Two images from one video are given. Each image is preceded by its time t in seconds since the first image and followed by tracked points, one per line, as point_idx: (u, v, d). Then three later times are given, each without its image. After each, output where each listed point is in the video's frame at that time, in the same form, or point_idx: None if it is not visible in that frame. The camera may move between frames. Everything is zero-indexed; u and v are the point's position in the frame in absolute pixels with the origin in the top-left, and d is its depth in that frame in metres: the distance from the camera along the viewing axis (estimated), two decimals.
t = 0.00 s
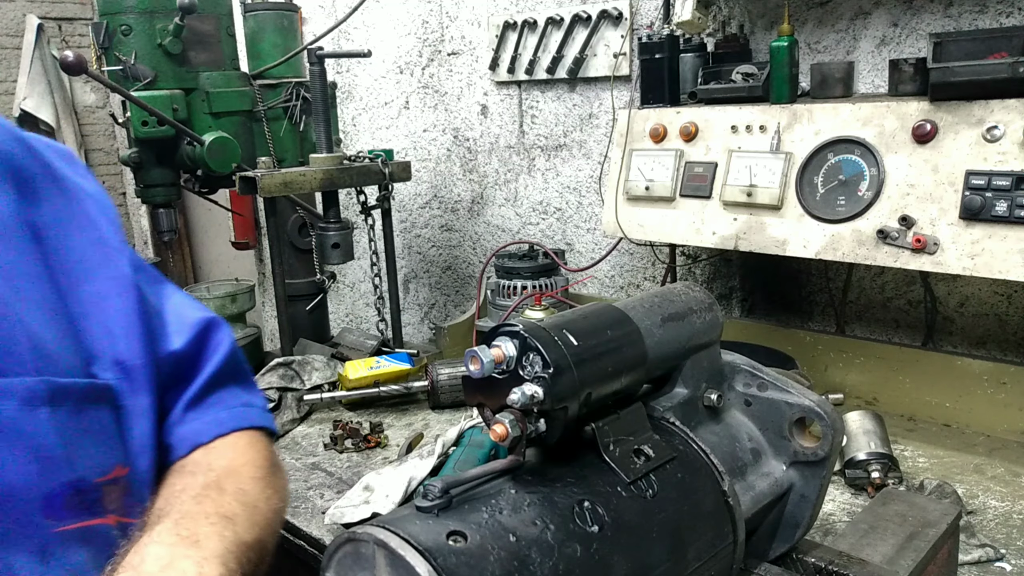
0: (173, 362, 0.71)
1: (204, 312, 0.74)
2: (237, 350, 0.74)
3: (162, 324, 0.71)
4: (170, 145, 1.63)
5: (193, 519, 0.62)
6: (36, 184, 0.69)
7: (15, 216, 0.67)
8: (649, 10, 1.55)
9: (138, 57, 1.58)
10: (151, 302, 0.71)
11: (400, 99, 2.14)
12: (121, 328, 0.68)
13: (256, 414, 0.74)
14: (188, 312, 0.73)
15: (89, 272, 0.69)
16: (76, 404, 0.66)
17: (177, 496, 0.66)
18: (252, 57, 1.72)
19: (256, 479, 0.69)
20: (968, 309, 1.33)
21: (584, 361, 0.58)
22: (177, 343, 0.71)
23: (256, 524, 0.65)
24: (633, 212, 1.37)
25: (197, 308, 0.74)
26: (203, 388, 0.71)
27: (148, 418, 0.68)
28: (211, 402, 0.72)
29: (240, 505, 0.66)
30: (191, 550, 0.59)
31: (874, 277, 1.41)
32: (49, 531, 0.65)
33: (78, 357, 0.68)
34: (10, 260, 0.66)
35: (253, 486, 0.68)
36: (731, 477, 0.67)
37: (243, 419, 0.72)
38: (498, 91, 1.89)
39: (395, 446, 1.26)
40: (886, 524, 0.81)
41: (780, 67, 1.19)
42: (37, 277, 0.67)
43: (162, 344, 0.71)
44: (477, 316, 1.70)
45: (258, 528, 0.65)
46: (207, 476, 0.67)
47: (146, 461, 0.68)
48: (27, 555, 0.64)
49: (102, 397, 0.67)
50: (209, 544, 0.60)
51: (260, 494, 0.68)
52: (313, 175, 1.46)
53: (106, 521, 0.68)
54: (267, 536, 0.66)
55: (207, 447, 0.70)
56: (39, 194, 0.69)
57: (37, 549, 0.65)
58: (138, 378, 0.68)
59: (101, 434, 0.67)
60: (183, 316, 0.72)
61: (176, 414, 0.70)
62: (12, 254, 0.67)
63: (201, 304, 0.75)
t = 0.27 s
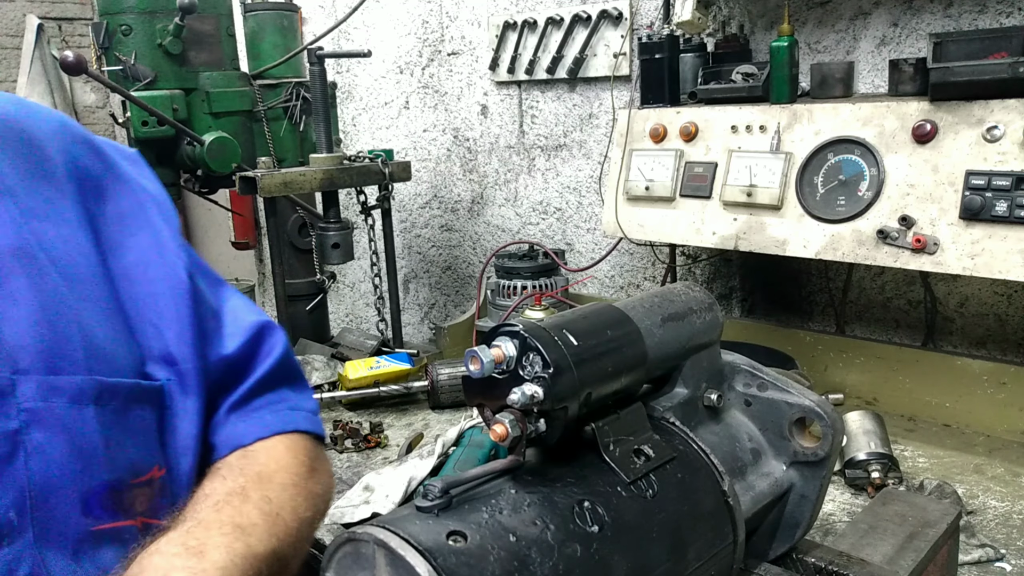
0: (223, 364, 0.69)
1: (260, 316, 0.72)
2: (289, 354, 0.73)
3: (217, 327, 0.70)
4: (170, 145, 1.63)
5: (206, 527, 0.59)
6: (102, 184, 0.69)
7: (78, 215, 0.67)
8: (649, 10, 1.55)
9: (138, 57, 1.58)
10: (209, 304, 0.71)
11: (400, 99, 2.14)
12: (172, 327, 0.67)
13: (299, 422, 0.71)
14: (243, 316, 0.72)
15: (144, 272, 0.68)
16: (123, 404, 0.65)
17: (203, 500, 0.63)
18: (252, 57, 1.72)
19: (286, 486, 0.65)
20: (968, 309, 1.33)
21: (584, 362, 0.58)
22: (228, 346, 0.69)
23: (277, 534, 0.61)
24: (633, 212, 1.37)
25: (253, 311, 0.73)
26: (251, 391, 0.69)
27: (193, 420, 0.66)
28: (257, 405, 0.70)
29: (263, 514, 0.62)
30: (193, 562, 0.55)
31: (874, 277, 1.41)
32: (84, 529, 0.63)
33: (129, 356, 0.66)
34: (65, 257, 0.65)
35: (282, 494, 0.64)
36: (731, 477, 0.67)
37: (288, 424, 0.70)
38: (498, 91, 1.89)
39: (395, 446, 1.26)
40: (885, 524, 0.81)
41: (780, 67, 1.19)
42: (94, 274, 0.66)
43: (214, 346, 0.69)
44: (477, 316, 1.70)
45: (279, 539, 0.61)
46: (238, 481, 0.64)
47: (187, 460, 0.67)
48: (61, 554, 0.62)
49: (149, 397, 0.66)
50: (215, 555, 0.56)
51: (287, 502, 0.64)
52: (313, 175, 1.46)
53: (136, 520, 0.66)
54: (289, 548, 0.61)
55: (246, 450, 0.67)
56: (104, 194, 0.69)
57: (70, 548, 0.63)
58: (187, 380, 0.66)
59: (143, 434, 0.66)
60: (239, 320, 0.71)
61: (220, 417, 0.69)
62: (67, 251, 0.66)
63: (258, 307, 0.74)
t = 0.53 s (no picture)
0: (242, 361, 0.65)
1: (290, 308, 0.68)
2: (317, 349, 0.68)
3: (240, 320, 0.66)
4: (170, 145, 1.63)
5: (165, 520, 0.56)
6: (134, 172, 0.67)
7: (108, 206, 0.64)
8: (649, 10, 1.55)
9: (138, 57, 1.58)
10: (237, 297, 0.67)
11: (400, 99, 2.14)
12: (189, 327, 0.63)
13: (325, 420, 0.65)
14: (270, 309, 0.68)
15: (166, 263, 0.64)
16: (135, 402, 0.62)
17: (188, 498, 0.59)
18: (252, 57, 1.72)
19: (279, 485, 0.59)
20: (968, 309, 1.33)
21: (584, 362, 0.58)
22: (250, 340, 0.65)
23: (247, 538, 0.56)
24: (633, 212, 1.37)
25: (283, 303, 0.68)
26: (272, 389, 0.64)
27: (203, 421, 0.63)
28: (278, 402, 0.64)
29: (234, 514, 0.57)
30: (132, 559, 0.52)
31: (874, 277, 1.41)
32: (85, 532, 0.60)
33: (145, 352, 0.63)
34: (83, 246, 0.62)
35: (270, 494, 0.58)
36: (731, 477, 0.67)
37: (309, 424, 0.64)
38: (498, 92, 1.89)
39: (395, 446, 1.26)
40: (885, 524, 0.81)
41: (780, 67, 1.19)
42: (115, 266, 0.63)
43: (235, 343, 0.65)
44: (477, 316, 1.69)
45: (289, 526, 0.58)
46: (227, 480, 0.59)
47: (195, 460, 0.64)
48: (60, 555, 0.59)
49: (161, 395, 0.63)
50: (152, 555, 0.53)
51: (274, 504, 0.58)
52: (313, 175, 1.46)
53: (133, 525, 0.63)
54: (261, 553, 0.56)
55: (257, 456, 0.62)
56: (136, 183, 0.66)
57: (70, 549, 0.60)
58: (198, 378, 0.63)
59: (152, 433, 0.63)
60: (267, 314, 0.67)
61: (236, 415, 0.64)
62: (87, 239, 0.62)
63: (291, 300, 0.70)
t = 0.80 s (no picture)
0: (243, 372, 0.70)
1: (292, 324, 0.74)
2: (315, 364, 0.73)
3: (242, 333, 0.71)
4: (170, 146, 1.63)
5: (174, 534, 0.58)
6: (148, 192, 0.72)
7: (121, 220, 0.69)
8: (649, 10, 1.55)
9: (138, 57, 1.58)
10: (240, 309, 0.72)
11: (400, 99, 2.14)
12: (193, 336, 0.68)
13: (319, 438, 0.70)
14: (272, 325, 0.73)
15: (172, 277, 0.69)
16: (137, 404, 0.65)
17: (192, 505, 0.62)
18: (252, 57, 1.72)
19: (283, 504, 0.63)
20: (968, 309, 1.33)
21: (584, 362, 0.58)
22: (252, 353, 0.70)
23: (257, 554, 0.59)
24: (633, 212, 1.37)
25: (284, 319, 0.74)
26: (271, 400, 0.69)
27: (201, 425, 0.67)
28: (278, 414, 0.69)
29: (244, 531, 0.60)
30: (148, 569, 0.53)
31: (874, 277, 1.42)
32: (82, 527, 0.62)
33: (148, 357, 0.68)
34: (93, 256, 0.67)
35: (275, 512, 0.63)
36: (731, 477, 0.67)
37: (303, 436, 0.69)
38: (498, 92, 1.89)
39: (395, 446, 1.26)
40: (886, 524, 0.81)
41: (781, 67, 1.19)
42: (122, 277, 0.68)
43: (237, 354, 0.70)
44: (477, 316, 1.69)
45: (280, 541, 0.61)
46: (234, 495, 0.63)
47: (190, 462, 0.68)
48: (55, 548, 0.62)
49: (163, 399, 0.67)
50: (169, 566, 0.54)
51: (279, 522, 0.62)
52: (313, 175, 1.46)
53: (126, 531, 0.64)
54: (267, 570, 0.59)
55: (251, 465, 0.67)
56: (148, 200, 0.72)
57: (66, 543, 0.62)
58: (200, 384, 0.67)
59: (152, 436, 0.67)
60: (269, 328, 0.73)
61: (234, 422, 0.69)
62: (98, 250, 0.67)
63: (292, 317, 0.75)
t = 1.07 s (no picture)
0: (238, 370, 0.69)
1: (290, 322, 0.74)
2: (314, 363, 0.73)
3: (240, 331, 0.71)
4: (170, 146, 1.63)
5: (177, 544, 0.58)
6: (143, 188, 0.72)
7: (116, 217, 0.69)
8: (649, 10, 1.55)
9: (138, 57, 1.58)
10: (237, 306, 0.72)
11: (400, 99, 2.14)
12: (186, 332, 0.68)
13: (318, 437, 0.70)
14: (270, 323, 0.73)
15: (167, 275, 0.69)
16: (129, 399, 0.66)
17: (192, 511, 0.62)
18: (252, 57, 1.72)
19: (283, 510, 0.63)
20: (968, 309, 1.33)
21: (584, 362, 0.58)
22: (249, 351, 0.70)
23: (258, 562, 0.59)
24: (633, 212, 1.37)
25: (282, 317, 0.74)
26: (269, 398, 0.69)
27: (199, 422, 0.67)
28: (275, 415, 0.69)
29: (246, 539, 0.60)
30: None
31: (874, 277, 1.42)
32: (71, 524, 0.63)
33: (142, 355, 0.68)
34: (86, 251, 0.67)
35: (275, 519, 0.62)
36: (731, 477, 0.67)
37: (302, 435, 0.68)
38: (498, 91, 1.89)
39: (395, 446, 1.26)
40: (886, 524, 0.81)
41: (780, 67, 1.19)
42: (116, 272, 0.67)
43: (233, 352, 0.70)
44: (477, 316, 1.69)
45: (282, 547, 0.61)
46: (233, 501, 0.63)
47: (190, 459, 0.68)
48: (46, 544, 0.63)
49: (158, 397, 0.68)
50: None
51: (280, 528, 0.62)
52: (313, 175, 1.46)
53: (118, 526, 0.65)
54: None
55: (250, 467, 0.66)
56: (144, 197, 0.72)
57: (57, 540, 0.63)
58: (195, 381, 0.67)
59: (145, 433, 0.67)
60: (266, 326, 0.72)
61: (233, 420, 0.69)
62: (91, 248, 0.67)
63: (290, 315, 0.75)
